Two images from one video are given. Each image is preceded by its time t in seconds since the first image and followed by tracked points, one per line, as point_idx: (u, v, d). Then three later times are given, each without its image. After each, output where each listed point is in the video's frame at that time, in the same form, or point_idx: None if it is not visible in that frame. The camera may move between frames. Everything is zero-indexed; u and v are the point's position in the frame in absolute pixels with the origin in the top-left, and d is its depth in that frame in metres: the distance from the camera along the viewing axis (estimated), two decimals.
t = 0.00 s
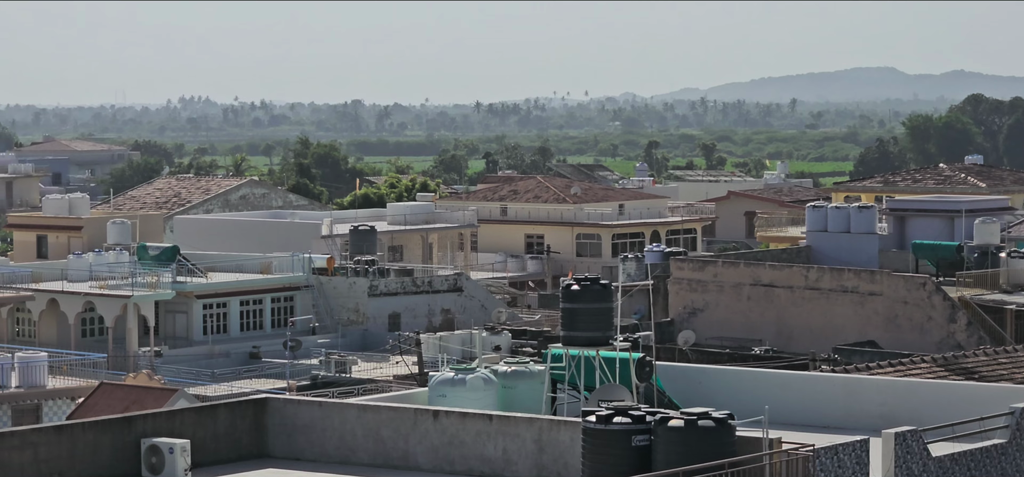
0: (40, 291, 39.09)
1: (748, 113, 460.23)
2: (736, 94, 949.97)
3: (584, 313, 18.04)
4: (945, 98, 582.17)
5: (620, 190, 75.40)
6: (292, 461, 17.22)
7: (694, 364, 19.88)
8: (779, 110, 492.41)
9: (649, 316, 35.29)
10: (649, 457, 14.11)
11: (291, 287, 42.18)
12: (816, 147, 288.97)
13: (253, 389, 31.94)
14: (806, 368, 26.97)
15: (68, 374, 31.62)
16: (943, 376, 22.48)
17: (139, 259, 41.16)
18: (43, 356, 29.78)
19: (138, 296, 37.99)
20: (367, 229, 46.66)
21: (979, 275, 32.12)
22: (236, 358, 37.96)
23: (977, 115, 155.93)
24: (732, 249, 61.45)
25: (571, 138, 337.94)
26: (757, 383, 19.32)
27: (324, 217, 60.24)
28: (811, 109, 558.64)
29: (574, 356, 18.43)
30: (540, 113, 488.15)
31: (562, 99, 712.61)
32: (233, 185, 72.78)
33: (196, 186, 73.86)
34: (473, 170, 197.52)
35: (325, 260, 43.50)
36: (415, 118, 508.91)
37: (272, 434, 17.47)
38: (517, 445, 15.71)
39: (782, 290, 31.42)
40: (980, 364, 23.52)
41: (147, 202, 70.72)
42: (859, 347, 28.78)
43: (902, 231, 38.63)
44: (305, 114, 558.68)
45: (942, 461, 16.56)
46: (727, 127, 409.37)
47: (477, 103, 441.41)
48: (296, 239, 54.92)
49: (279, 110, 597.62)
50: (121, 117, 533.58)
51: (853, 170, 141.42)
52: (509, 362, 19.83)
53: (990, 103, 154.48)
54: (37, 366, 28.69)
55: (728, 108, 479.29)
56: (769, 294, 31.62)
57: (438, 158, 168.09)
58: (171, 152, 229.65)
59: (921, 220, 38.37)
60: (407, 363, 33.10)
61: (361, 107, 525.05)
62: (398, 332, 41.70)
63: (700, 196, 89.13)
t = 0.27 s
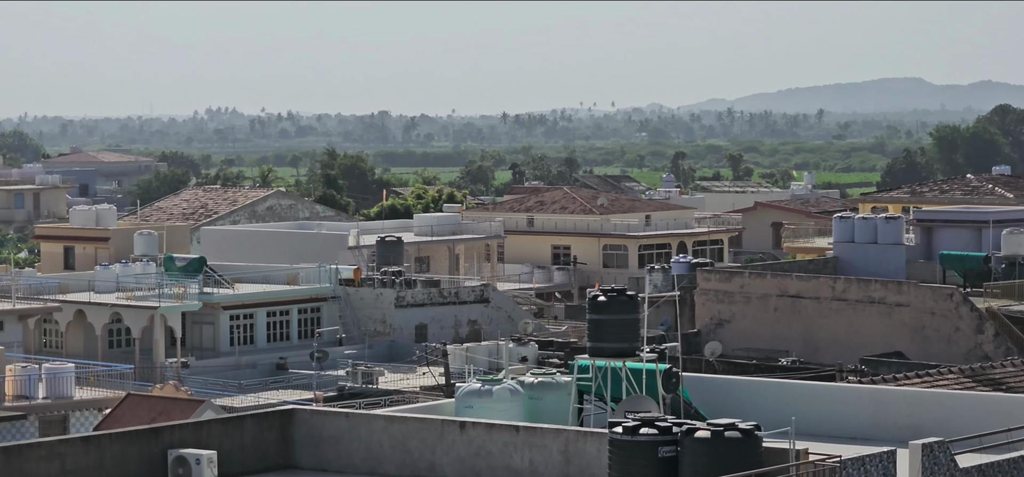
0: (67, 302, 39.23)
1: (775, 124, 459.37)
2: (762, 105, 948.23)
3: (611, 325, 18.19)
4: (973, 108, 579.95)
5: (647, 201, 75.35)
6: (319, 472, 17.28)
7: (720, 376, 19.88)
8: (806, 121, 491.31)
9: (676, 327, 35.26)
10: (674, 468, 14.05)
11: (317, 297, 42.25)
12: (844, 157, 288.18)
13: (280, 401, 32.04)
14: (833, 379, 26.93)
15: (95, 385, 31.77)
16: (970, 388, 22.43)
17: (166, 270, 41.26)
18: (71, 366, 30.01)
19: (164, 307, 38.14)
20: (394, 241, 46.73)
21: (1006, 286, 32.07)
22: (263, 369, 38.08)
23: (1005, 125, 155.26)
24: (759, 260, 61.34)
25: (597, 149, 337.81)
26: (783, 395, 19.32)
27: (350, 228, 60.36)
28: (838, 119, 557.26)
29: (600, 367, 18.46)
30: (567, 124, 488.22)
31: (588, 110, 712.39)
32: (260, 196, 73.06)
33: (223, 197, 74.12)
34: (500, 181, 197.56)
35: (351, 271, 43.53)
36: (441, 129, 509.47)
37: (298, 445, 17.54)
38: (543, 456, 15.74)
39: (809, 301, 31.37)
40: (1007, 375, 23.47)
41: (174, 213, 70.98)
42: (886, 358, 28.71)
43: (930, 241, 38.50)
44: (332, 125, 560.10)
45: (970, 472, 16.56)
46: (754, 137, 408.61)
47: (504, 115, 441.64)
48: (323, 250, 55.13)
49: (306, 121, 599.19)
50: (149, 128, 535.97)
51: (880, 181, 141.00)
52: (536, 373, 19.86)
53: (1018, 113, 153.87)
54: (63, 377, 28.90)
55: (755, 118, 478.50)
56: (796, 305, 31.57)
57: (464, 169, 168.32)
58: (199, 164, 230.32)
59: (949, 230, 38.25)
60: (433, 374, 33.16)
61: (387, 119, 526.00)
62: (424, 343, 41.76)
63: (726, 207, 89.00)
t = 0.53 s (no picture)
0: (88, 312, 39.40)
1: (797, 133, 458.86)
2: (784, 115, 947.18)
3: (632, 335, 17.92)
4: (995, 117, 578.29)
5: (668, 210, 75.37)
6: None
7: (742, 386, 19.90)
8: (828, 130, 490.65)
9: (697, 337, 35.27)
10: None
11: (339, 308, 42.39)
12: (866, 167, 287.65)
13: (301, 410, 32.13)
14: (854, 389, 26.92)
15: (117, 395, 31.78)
16: (992, 398, 22.41)
17: (188, 279, 41.31)
18: (93, 376, 30.08)
19: (186, 318, 38.28)
20: (415, 250, 46.82)
21: None
22: (284, 379, 38.12)
23: None
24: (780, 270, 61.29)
25: (618, 159, 337.90)
26: (805, 405, 19.32)
27: (372, 237, 60.51)
28: (860, 129, 556.29)
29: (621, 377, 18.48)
30: (588, 133, 488.37)
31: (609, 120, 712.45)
32: (282, 206, 73.27)
33: (245, 206, 74.38)
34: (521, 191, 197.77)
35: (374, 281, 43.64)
36: (463, 139, 510.07)
37: (320, 454, 17.60)
38: (565, 466, 15.76)
39: (831, 311, 31.36)
40: None
41: (195, 222, 71.23)
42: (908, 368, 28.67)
43: (951, 251, 38.47)
44: (353, 135, 560.86)
45: None
46: (775, 147, 408.23)
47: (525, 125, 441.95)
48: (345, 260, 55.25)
49: (327, 131, 600.51)
50: (171, 138, 537.53)
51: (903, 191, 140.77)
52: (557, 383, 19.93)
53: None
54: (84, 386, 28.91)
55: (777, 128, 478.04)
56: (818, 315, 31.56)
57: (486, 178, 168.40)
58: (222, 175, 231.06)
59: (971, 241, 38.20)
60: (454, 384, 33.23)
61: (409, 128, 526.85)
62: (446, 353, 41.82)
63: (747, 216, 88.95)
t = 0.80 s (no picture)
0: (104, 320, 39.56)
1: (813, 142, 458.49)
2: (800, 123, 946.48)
3: (649, 343, 17.90)
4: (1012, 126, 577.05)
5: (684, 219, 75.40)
6: None
7: (758, 394, 19.94)
8: (844, 138, 490.08)
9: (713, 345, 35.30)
10: None
11: (355, 316, 42.49)
12: (882, 175, 287.27)
13: (317, 418, 32.21)
14: (870, 398, 26.92)
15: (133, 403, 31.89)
16: (1007, 406, 22.41)
17: (204, 287, 41.42)
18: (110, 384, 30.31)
19: (201, 326, 38.38)
20: (431, 258, 46.91)
21: None
22: (300, 387, 38.20)
23: None
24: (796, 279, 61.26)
25: (634, 168, 337.87)
26: (820, 413, 19.35)
27: (388, 245, 60.61)
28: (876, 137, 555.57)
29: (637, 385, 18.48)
30: (603, 142, 488.49)
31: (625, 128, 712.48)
32: (297, 214, 73.45)
33: (261, 214, 74.59)
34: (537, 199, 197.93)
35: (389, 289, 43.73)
36: (478, 147, 510.46)
37: (336, 463, 17.67)
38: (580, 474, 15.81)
39: (846, 319, 31.37)
40: None
41: (211, 230, 71.44)
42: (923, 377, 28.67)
43: (967, 259, 38.45)
44: (369, 143, 561.57)
45: None
46: (791, 155, 407.93)
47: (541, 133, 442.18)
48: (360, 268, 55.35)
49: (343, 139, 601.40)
50: (188, 146, 538.65)
51: (919, 199, 140.58)
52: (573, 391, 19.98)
53: None
54: (100, 394, 29.14)
55: (793, 136, 477.66)
56: (833, 324, 31.57)
57: (501, 186, 168.52)
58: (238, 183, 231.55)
59: (987, 248, 38.17)
60: (470, 392, 33.29)
61: (425, 137, 527.57)
62: (462, 361, 41.87)
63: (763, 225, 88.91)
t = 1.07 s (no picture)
0: (115, 327, 39.58)
1: (824, 149, 458.19)
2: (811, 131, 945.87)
3: (660, 351, 17.85)
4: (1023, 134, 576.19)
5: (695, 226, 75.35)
6: None
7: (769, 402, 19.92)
8: (855, 146, 489.69)
9: (723, 353, 35.25)
10: None
11: (366, 323, 42.50)
12: (893, 183, 286.93)
13: (328, 426, 32.20)
14: (882, 405, 26.89)
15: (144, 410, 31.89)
16: (1019, 413, 22.38)
17: (215, 295, 41.41)
18: (121, 391, 30.33)
19: (213, 333, 38.38)
20: (442, 266, 46.89)
21: None
22: (311, 394, 38.23)
23: None
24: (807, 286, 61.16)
25: (645, 175, 337.75)
26: (832, 420, 19.31)
27: (399, 253, 60.63)
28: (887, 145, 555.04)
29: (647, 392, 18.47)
30: (614, 150, 488.56)
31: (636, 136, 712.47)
32: (308, 221, 73.48)
33: (272, 222, 74.65)
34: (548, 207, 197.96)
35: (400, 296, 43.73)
36: (489, 154, 510.82)
37: (347, 470, 17.67)
38: None
39: (857, 327, 31.32)
40: None
41: (222, 237, 71.50)
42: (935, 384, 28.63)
43: (978, 267, 38.37)
44: (380, 150, 562.05)
45: None
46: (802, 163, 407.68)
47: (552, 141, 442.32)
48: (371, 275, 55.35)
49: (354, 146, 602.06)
50: (199, 153, 539.47)
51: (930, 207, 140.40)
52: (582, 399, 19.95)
53: None
54: (112, 400, 29.27)
55: (804, 144, 477.43)
56: (845, 331, 31.52)
57: (512, 194, 168.54)
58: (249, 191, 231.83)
59: (998, 256, 38.07)
60: (481, 399, 33.26)
61: (435, 144, 527.95)
62: (473, 368, 41.87)
63: (774, 232, 88.82)
